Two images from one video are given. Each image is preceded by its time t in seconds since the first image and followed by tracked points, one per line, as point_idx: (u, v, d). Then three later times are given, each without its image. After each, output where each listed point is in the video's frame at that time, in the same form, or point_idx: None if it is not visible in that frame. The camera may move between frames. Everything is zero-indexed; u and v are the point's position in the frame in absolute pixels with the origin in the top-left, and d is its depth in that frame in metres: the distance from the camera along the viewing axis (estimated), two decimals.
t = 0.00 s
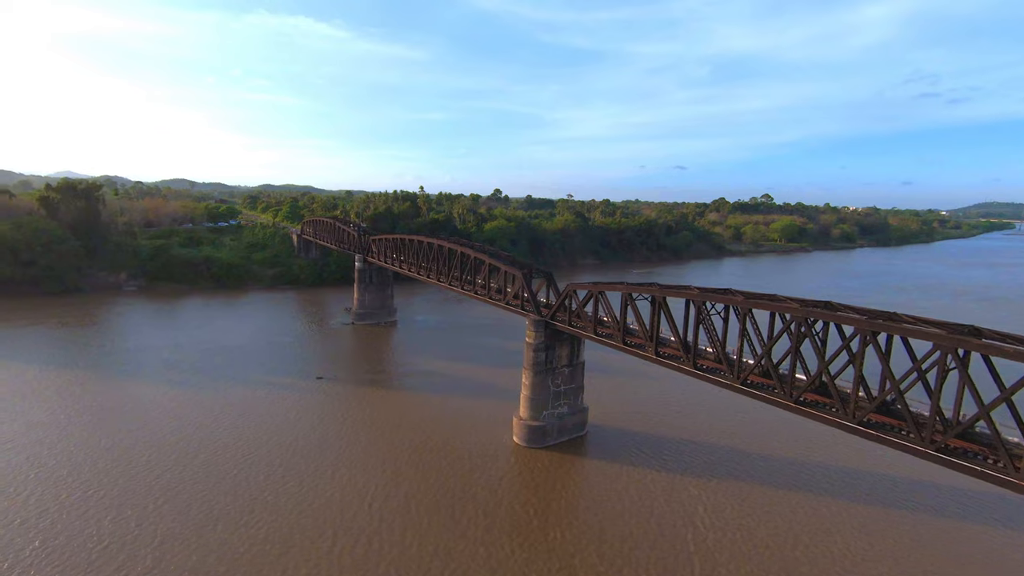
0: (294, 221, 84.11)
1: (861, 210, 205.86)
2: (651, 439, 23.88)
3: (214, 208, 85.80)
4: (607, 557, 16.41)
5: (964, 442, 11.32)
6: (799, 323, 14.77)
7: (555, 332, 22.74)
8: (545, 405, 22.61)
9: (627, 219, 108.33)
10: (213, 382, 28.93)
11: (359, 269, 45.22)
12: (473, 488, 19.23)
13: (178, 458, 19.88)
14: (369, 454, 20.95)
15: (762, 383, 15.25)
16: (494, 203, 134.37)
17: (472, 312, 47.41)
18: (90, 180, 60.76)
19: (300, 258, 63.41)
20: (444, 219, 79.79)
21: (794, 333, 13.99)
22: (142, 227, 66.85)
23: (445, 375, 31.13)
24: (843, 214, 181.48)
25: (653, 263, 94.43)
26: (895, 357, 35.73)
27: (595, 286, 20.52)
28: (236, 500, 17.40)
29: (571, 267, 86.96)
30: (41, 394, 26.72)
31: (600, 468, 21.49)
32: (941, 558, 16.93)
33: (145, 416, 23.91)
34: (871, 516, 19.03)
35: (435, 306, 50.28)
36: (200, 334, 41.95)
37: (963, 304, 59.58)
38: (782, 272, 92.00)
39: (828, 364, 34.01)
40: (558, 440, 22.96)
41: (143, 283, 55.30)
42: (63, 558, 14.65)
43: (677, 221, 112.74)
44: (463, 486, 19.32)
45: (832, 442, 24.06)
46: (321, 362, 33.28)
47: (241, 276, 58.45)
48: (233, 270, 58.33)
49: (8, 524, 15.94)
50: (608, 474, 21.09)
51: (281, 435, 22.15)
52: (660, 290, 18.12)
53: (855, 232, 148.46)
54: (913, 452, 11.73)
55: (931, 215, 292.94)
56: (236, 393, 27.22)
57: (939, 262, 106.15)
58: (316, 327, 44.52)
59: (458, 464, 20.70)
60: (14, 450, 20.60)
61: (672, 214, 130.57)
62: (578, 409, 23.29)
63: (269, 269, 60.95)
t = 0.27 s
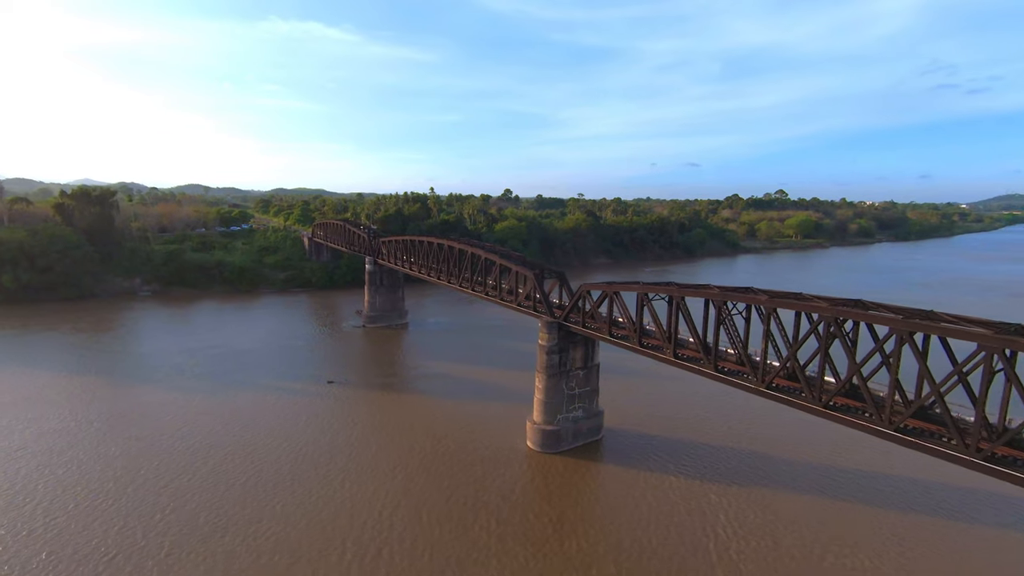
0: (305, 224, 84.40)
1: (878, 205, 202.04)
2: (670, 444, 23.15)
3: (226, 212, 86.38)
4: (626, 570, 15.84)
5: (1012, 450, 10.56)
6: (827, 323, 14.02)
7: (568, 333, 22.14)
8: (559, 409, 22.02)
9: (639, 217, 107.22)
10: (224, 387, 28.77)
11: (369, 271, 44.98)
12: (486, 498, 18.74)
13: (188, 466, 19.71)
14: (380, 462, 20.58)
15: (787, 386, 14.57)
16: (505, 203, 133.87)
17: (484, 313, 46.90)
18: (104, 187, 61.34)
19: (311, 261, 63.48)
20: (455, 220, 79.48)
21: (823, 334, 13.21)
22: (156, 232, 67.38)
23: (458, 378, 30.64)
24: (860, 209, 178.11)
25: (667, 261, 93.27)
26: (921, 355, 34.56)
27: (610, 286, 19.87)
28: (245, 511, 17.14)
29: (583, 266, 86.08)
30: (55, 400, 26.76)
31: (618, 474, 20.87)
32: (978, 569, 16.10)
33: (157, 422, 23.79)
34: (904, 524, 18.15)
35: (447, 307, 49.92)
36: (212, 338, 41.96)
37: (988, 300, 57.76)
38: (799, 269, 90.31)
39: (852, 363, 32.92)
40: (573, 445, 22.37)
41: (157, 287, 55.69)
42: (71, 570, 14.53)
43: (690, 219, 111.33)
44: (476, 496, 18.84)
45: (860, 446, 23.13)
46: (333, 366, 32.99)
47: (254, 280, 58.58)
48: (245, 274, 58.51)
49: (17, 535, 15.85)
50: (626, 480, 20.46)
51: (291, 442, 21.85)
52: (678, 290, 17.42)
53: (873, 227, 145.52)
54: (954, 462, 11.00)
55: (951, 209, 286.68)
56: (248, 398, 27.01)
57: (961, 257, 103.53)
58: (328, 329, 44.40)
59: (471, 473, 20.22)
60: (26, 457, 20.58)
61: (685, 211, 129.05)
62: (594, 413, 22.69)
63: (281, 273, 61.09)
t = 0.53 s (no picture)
0: (316, 226, 84.56)
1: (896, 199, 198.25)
2: (690, 449, 22.38)
3: (238, 216, 86.79)
4: None
5: None
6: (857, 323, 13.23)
7: (582, 335, 21.48)
8: (574, 412, 21.41)
9: (651, 215, 106.06)
10: (234, 391, 28.55)
11: (380, 273, 44.65)
12: (499, 507, 18.23)
13: (197, 474, 19.43)
14: (391, 469, 20.17)
15: (814, 389, 13.84)
16: (515, 203, 133.26)
17: (496, 315, 46.36)
18: (117, 192, 61.76)
19: (322, 263, 63.46)
20: (465, 220, 79.13)
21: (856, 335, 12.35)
22: (169, 237, 67.76)
23: (470, 381, 30.11)
24: (877, 204, 174.81)
25: (680, 259, 92.05)
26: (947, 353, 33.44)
27: (624, 286, 19.18)
28: (254, 521, 16.82)
29: (594, 266, 85.21)
30: (67, 406, 26.69)
31: (636, 479, 20.24)
32: None
33: (167, 427, 23.57)
34: (940, 533, 17.25)
35: (458, 308, 49.52)
36: (224, 342, 41.86)
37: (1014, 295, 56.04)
38: (816, 265, 88.65)
39: (876, 363, 31.79)
40: (588, 449, 21.76)
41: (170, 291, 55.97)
42: None
43: (703, 216, 109.89)
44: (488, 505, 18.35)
45: (888, 450, 22.18)
46: (344, 369, 32.65)
47: (265, 283, 58.61)
48: (257, 277, 58.59)
49: (26, 547, 15.69)
50: (644, 487, 19.81)
51: (301, 448, 21.50)
52: (697, 288, 16.69)
53: (891, 222, 142.74)
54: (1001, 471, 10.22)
55: (971, 203, 280.60)
56: (257, 403, 26.71)
57: (983, 251, 101.03)
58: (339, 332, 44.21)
59: (483, 480, 19.71)
60: (37, 464, 20.44)
61: (698, 208, 127.50)
62: (609, 416, 22.05)
63: (293, 275, 61.12)
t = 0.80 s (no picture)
0: (332, 228, 84.72)
1: (922, 193, 192.77)
2: (717, 456, 21.35)
3: (255, 219, 87.40)
4: None
5: None
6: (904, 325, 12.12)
7: (602, 338, 20.54)
8: (594, 418, 20.53)
9: (669, 212, 104.32)
10: (250, 396, 28.28)
11: (394, 275, 44.15)
12: (517, 519, 17.61)
13: (210, 481, 19.11)
14: (406, 477, 19.64)
15: (855, 396, 12.78)
16: (530, 202, 132.31)
17: (512, 316, 45.59)
18: (136, 197, 62.40)
19: (338, 265, 63.36)
20: (480, 220, 78.53)
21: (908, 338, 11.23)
22: (187, 241, 68.32)
23: (486, 384, 29.39)
24: (903, 198, 170.04)
25: (699, 257, 90.25)
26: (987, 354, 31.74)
27: (646, 286, 18.20)
28: (266, 532, 16.41)
29: (612, 265, 83.94)
30: (84, 412, 26.63)
31: (659, 489, 19.32)
32: None
33: (181, 433, 23.32)
34: (991, 548, 16.03)
35: (473, 310, 48.87)
36: (241, 346, 41.78)
37: None
38: (840, 261, 86.20)
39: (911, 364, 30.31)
40: (609, 456, 20.86)
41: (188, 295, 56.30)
42: None
43: (722, 213, 107.77)
44: (504, 516, 17.73)
45: (929, 458, 20.89)
46: (359, 372, 32.20)
47: (281, 286, 58.68)
48: (273, 280, 58.66)
49: (38, 558, 15.45)
50: (668, 498, 18.89)
51: (315, 454, 21.08)
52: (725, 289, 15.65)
53: (918, 216, 138.55)
54: None
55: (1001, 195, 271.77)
56: (273, 408, 26.36)
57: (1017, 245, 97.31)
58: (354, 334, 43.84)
59: (500, 490, 19.11)
60: (51, 471, 20.25)
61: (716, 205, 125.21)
62: (630, 423, 21.12)
63: (308, 278, 61.11)
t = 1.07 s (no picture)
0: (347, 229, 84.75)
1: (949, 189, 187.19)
2: (743, 465, 20.32)
3: (271, 221, 87.87)
4: None
5: None
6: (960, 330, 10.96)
7: (622, 341, 19.59)
8: (614, 425, 19.63)
9: (687, 210, 102.47)
10: (263, 399, 27.95)
11: (407, 275, 43.59)
12: (532, 532, 16.86)
13: (219, 488, 18.69)
14: (418, 487, 19.03)
15: (902, 407, 11.71)
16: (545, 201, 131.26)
17: (527, 317, 44.81)
18: (154, 199, 62.98)
19: (352, 266, 63.17)
20: (495, 220, 77.79)
21: (970, 344, 10.09)
22: (205, 242, 68.83)
23: (501, 388, 28.64)
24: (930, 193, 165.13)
25: (718, 256, 88.38)
26: None
27: (670, 287, 17.22)
28: (274, 543, 15.95)
29: (628, 264, 82.66)
30: (99, 415, 26.51)
31: (683, 501, 18.36)
32: None
33: (194, 437, 23.03)
34: None
35: (488, 310, 48.15)
36: (255, 347, 41.64)
37: None
38: (866, 259, 83.68)
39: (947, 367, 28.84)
40: (631, 465, 19.95)
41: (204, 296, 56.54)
42: None
43: (742, 210, 105.56)
44: (518, 529, 17.01)
45: (971, 468, 19.64)
46: (372, 375, 31.71)
47: (296, 287, 58.68)
48: (288, 281, 58.66)
49: (44, 567, 15.15)
50: (693, 510, 17.94)
51: (326, 461, 20.57)
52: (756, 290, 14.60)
53: (946, 212, 134.34)
54: None
55: None
56: (285, 411, 25.97)
57: None
58: (367, 335, 43.37)
59: (515, 501, 18.37)
60: (63, 477, 20.04)
61: (736, 202, 122.73)
62: (652, 429, 20.21)
63: (323, 279, 61.03)
